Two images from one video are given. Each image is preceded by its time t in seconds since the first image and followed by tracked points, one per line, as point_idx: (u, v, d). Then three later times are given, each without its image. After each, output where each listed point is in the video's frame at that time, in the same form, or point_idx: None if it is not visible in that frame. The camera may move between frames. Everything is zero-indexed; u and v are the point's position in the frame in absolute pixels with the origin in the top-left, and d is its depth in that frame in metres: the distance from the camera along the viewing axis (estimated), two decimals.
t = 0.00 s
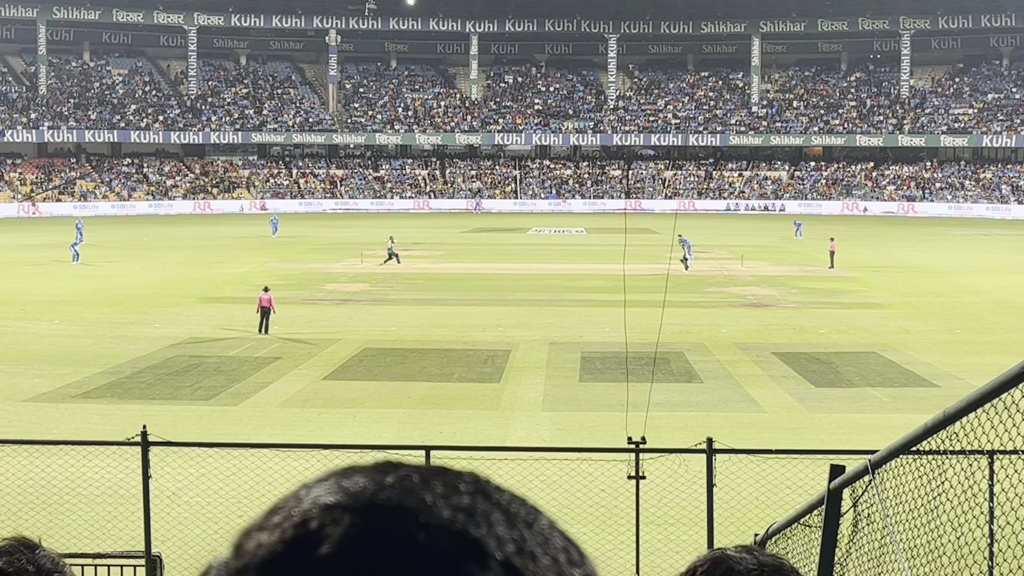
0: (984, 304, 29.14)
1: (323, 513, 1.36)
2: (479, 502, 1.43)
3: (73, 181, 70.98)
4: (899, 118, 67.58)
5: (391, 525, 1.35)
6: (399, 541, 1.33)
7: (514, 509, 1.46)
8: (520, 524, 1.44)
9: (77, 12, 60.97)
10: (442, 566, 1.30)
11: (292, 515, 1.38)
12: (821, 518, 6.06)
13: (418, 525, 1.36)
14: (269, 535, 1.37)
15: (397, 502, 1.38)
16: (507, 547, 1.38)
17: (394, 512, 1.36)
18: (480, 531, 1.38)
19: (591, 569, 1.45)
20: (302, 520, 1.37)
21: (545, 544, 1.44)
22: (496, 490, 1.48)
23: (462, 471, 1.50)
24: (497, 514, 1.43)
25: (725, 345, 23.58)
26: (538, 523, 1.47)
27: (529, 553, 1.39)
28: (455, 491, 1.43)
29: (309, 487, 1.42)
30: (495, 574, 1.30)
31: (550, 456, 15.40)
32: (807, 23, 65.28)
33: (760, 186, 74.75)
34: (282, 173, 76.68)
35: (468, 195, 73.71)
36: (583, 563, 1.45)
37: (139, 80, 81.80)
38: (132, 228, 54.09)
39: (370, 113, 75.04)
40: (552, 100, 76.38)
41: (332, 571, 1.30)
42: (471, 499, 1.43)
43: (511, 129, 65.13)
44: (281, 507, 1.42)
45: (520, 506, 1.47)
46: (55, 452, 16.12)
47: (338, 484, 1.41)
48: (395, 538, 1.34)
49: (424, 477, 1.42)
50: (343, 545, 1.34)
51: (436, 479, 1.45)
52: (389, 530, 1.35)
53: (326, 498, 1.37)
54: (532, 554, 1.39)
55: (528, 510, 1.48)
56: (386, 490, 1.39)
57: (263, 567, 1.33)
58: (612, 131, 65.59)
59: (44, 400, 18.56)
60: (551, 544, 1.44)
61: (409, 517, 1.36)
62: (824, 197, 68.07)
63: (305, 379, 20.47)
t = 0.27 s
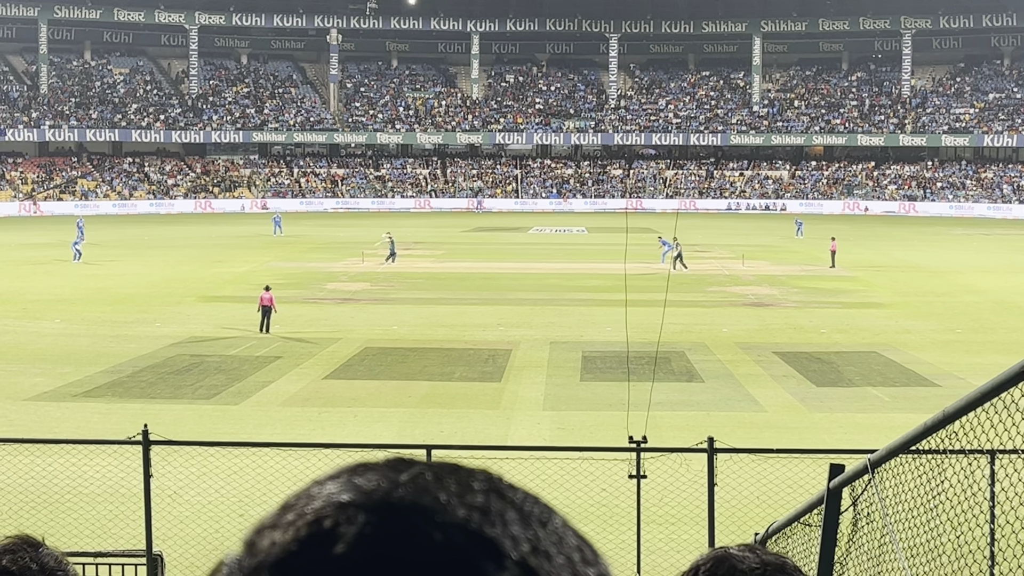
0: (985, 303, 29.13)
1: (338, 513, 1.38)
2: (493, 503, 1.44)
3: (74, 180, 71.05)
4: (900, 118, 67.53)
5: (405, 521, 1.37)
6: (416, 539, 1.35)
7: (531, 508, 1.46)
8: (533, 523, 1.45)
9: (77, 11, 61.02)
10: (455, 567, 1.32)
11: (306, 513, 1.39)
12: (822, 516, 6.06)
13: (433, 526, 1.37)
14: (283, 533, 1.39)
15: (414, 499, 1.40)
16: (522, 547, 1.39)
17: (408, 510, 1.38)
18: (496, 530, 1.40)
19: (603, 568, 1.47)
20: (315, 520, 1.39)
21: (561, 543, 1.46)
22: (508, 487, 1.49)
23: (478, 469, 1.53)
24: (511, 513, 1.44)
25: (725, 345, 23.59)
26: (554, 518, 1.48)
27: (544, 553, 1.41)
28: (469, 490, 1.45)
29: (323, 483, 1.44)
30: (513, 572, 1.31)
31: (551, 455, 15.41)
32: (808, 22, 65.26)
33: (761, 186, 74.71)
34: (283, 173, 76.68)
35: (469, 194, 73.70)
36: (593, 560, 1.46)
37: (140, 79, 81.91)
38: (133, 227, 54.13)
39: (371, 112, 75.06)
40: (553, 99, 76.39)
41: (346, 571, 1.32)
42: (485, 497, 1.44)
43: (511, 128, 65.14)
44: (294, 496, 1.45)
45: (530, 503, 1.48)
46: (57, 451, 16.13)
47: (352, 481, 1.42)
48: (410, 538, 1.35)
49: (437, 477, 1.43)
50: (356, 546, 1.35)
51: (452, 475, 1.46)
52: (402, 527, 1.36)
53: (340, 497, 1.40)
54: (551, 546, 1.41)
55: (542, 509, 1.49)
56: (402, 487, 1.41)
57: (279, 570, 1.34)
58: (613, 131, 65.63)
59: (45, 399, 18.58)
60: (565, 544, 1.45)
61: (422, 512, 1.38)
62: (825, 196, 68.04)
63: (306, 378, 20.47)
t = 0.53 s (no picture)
0: (985, 303, 29.15)
1: (326, 512, 1.40)
2: (482, 498, 1.45)
3: (74, 180, 71.01)
4: (901, 117, 67.48)
5: (394, 519, 1.39)
6: (404, 539, 1.37)
7: (520, 504, 1.48)
8: (524, 518, 1.47)
9: (78, 11, 61.04)
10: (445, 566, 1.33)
11: (294, 509, 1.41)
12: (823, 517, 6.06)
13: (425, 522, 1.39)
14: (271, 531, 1.41)
15: (405, 495, 1.42)
16: (516, 544, 1.41)
17: (395, 507, 1.39)
18: (490, 526, 1.42)
19: (592, 564, 1.49)
20: (306, 517, 1.40)
21: (551, 539, 1.48)
22: (496, 482, 1.50)
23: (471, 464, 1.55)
24: (503, 513, 1.45)
25: (726, 345, 23.60)
26: (545, 512, 1.50)
27: (537, 550, 1.43)
28: (459, 486, 1.46)
29: (314, 475, 1.46)
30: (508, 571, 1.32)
31: (552, 455, 15.41)
32: (809, 23, 65.22)
33: (761, 186, 74.64)
34: (284, 173, 76.60)
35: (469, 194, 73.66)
36: (579, 553, 1.49)
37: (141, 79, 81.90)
38: (134, 227, 54.14)
39: (371, 112, 75.06)
40: (554, 99, 76.36)
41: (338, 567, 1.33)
42: (472, 492, 1.45)
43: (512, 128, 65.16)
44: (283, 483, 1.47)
45: (519, 498, 1.50)
46: (57, 451, 16.14)
47: (342, 475, 1.45)
48: (399, 538, 1.37)
49: (424, 474, 1.45)
50: (347, 542, 1.37)
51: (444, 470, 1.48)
52: (389, 522, 1.39)
53: (330, 495, 1.41)
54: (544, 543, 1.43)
55: (529, 505, 1.51)
56: (392, 485, 1.43)
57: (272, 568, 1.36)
58: (613, 130, 65.64)
59: (45, 398, 18.59)
60: (555, 539, 1.47)
61: (411, 508, 1.40)
62: (826, 196, 68.01)
63: (306, 378, 20.47)
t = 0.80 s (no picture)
0: (985, 305, 29.16)
1: (294, 509, 1.38)
2: (452, 497, 1.44)
3: (75, 181, 71.00)
4: (901, 119, 67.54)
5: (363, 517, 1.37)
6: (371, 535, 1.34)
7: (493, 498, 1.46)
8: (496, 516, 1.45)
9: (78, 12, 61.06)
10: (414, 561, 1.31)
11: (258, 511, 1.39)
12: (822, 520, 6.05)
13: (396, 519, 1.37)
14: (239, 531, 1.38)
15: (375, 490, 1.41)
16: (487, 541, 1.39)
17: (363, 505, 1.38)
18: (463, 522, 1.41)
19: (566, 560, 1.46)
20: (273, 517, 1.38)
21: (527, 536, 1.45)
22: (466, 479, 1.49)
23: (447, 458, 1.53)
24: (476, 509, 1.44)
25: (726, 346, 23.61)
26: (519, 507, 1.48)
27: (512, 548, 1.41)
28: (428, 485, 1.44)
29: (283, 467, 1.45)
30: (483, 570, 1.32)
31: (552, 456, 15.41)
32: (809, 24, 65.29)
33: (762, 187, 74.66)
34: (284, 174, 76.64)
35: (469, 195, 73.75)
36: (553, 552, 1.48)
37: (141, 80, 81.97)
38: (134, 228, 54.14)
39: (372, 113, 75.17)
40: (554, 101, 76.42)
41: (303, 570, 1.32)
42: (442, 491, 1.44)
43: (512, 130, 65.21)
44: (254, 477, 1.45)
45: (490, 493, 1.48)
46: (57, 451, 16.14)
47: (310, 471, 1.42)
48: (366, 537, 1.35)
49: (396, 469, 1.43)
50: (317, 540, 1.34)
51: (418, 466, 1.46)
52: (360, 517, 1.37)
53: (299, 489, 1.39)
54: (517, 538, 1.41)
55: (500, 500, 1.48)
56: (360, 482, 1.41)
57: (242, 565, 1.33)
58: (614, 132, 65.73)
59: (45, 399, 18.60)
60: (528, 536, 1.46)
61: (382, 504, 1.38)
62: (826, 197, 68.06)
63: (307, 379, 20.47)
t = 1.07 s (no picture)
0: (985, 308, 29.15)
1: (238, 504, 1.26)
2: (416, 483, 1.32)
3: (75, 184, 71.12)
4: (902, 122, 67.57)
5: (312, 506, 1.26)
6: (317, 526, 1.23)
7: (457, 483, 1.35)
8: (462, 506, 1.33)
9: (78, 15, 61.16)
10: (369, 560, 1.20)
11: (203, 500, 1.27)
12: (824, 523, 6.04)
13: (350, 506, 1.26)
14: (180, 523, 1.27)
15: (328, 475, 1.29)
16: (449, 530, 1.28)
17: (314, 497, 1.25)
18: (425, 505, 1.30)
19: (537, 555, 1.36)
20: (215, 508, 1.27)
21: (491, 527, 1.35)
22: (430, 459, 1.37)
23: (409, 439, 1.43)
24: (436, 497, 1.32)
25: (727, 349, 23.60)
26: (487, 490, 1.38)
27: (475, 542, 1.30)
28: (388, 471, 1.32)
29: (228, 450, 1.32)
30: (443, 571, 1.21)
31: (553, 460, 15.41)
32: (810, 28, 65.36)
33: (762, 190, 74.70)
34: (285, 177, 76.74)
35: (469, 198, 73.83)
36: (523, 542, 1.37)
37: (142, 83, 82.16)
38: (135, 231, 54.20)
39: (372, 116, 75.25)
40: (555, 104, 76.55)
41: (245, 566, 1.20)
42: (405, 480, 1.32)
43: (513, 133, 65.24)
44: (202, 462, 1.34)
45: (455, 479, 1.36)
46: (57, 455, 16.15)
47: (253, 457, 1.30)
48: (316, 532, 1.23)
49: (350, 454, 1.31)
50: (262, 530, 1.23)
51: (376, 449, 1.35)
52: (311, 505, 1.25)
53: (241, 476, 1.27)
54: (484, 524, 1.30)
55: (467, 488, 1.37)
56: (312, 470, 1.28)
57: (178, 562, 1.22)
58: (614, 135, 65.81)
59: (45, 403, 18.58)
60: (496, 529, 1.34)
61: (334, 490, 1.27)
62: (826, 200, 68.19)
63: (307, 383, 20.46)
